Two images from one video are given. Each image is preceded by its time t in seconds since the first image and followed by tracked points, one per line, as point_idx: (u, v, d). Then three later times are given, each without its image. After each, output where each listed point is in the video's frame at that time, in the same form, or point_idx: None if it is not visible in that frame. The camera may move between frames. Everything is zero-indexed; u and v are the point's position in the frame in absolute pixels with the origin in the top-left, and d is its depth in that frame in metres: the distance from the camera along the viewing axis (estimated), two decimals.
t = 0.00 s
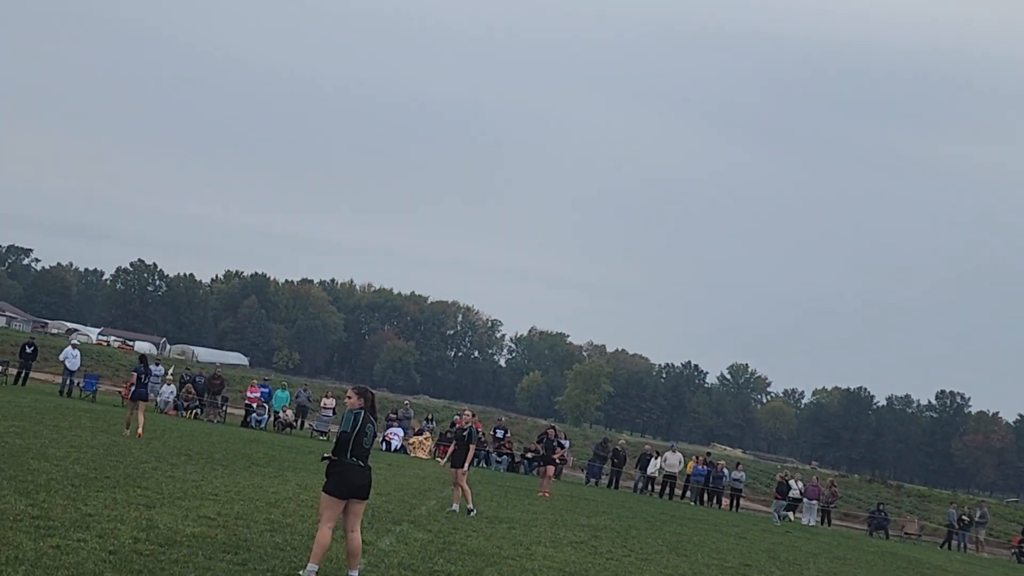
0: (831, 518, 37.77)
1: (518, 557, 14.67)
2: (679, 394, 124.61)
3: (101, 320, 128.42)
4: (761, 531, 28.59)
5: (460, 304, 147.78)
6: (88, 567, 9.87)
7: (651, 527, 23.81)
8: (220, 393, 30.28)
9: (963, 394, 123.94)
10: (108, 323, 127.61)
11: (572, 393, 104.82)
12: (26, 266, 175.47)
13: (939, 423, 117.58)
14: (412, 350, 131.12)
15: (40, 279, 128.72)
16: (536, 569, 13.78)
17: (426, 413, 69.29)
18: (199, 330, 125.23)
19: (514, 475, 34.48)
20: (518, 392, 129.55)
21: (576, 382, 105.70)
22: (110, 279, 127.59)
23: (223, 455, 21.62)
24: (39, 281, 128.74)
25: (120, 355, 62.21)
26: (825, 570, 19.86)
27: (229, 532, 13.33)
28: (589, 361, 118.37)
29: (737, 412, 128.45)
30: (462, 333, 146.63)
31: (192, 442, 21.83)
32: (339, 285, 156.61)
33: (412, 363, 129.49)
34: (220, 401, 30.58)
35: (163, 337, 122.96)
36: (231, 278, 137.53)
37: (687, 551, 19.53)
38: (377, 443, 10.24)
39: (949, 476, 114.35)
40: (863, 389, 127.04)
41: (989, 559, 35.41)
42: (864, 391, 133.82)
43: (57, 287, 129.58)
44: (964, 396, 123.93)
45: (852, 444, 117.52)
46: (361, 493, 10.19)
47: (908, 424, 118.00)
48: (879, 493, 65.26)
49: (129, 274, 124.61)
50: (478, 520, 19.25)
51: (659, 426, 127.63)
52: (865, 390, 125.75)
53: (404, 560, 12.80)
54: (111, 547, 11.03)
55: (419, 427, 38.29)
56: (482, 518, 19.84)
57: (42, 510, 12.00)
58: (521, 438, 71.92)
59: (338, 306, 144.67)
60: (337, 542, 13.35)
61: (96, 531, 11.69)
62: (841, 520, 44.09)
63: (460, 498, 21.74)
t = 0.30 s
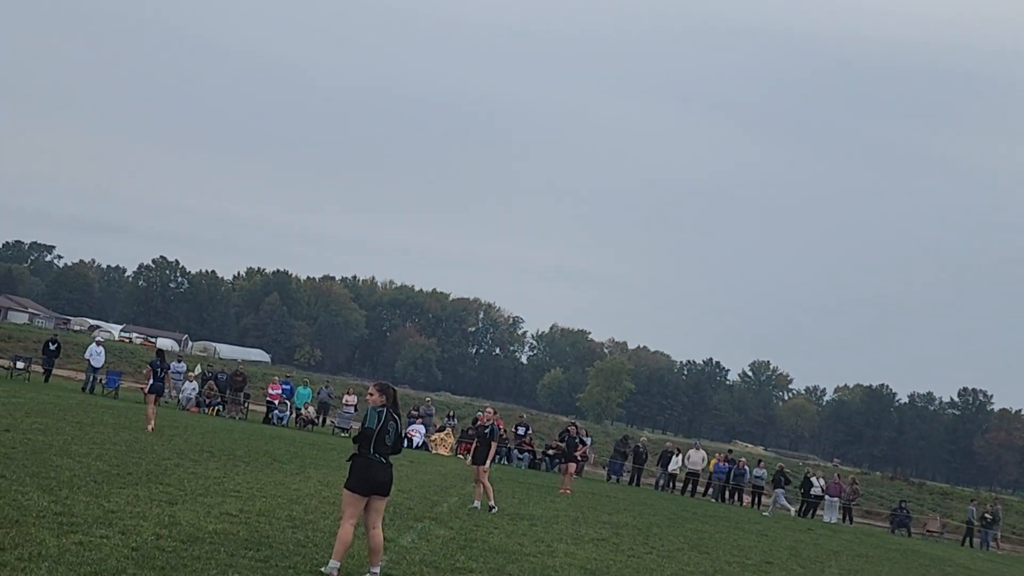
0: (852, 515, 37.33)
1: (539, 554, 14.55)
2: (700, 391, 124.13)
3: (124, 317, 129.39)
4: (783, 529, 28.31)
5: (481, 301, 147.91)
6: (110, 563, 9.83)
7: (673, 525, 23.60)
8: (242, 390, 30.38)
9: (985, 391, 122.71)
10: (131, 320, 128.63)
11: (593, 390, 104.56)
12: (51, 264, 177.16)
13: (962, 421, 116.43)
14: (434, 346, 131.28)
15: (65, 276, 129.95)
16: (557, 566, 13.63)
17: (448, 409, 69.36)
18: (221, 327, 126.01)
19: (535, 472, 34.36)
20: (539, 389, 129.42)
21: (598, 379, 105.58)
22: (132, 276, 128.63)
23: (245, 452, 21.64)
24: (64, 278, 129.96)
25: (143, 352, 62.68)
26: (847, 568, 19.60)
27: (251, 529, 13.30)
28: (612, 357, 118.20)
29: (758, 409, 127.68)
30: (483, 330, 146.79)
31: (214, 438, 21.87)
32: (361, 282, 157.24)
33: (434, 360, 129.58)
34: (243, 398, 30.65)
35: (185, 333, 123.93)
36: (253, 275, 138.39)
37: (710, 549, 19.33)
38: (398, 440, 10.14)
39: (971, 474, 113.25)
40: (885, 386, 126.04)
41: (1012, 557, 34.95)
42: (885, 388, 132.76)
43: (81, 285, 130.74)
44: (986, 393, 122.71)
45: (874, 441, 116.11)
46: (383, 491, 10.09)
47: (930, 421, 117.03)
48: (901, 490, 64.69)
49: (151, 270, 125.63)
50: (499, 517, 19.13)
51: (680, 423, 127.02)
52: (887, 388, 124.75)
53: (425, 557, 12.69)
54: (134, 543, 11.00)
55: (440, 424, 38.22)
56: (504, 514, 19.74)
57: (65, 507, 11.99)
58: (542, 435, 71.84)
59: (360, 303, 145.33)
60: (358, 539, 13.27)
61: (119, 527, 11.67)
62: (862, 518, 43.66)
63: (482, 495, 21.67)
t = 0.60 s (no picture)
0: (869, 511, 37.04)
1: (555, 550, 14.49)
2: (717, 386, 123.68)
3: (140, 313, 129.99)
4: (800, 525, 28.14)
5: (498, 297, 148.06)
6: (127, 559, 9.81)
7: (690, 520, 23.52)
8: (259, 386, 30.44)
9: (1003, 387, 121.62)
10: (147, 316, 129.21)
11: (609, 386, 104.37)
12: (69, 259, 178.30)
13: (980, 417, 115.45)
14: (450, 342, 131.32)
15: (82, 271, 130.74)
16: (574, 561, 13.61)
17: (464, 405, 69.44)
18: (237, 322, 126.52)
19: (552, 468, 34.30)
20: (556, 385, 129.20)
21: (614, 375, 105.39)
22: (149, 272, 129.18)
23: (261, 447, 21.67)
24: (82, 275, 130.66)
25: (160, 348, 62.98)
26: (864, 563, 19.44)
27: (267, 523, 13.29)
28: (629, 353, 117.92)
29: (775, 405, 127.23)
30: (500, 326, 146.91)
31: (230, 434, 21.91)
32: (377, 278, 157.64)
33: (450, 356, 129.58)
34: (259, 393, 30.73)
35: (202, 329, 124.50)
36: (270, 271, 138.86)
37: (726, 544, 19.22)
38: (413, 434, 10.09)
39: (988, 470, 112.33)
40: (902, 382, 125.15)
41: None
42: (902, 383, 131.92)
43: (99, 281, 131.45)
44: (1004, 388, 121.65)
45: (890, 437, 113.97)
46: (398, 486, 10.05)
47: (947, 417, 116.32)
48: (919, 486, 64.26)
49: (168, 266, 126.24)
50: (516, 512, 19.10)
51: (697, 419, 126.39)
52: (904, 383, 124.05)
53: (442, 552, 12.66)
54: (152, 539, 11.00)
55: (457, 420, 38.20)
56: (520, 510, 19.66)
57: (82, 502, 12.00)
58: (558, 430, 71.84)
59: (376, 299, 145.88)
60: (375, 534, 13.23)
61: (136, 523, 11.67)
62: (880, 514, 43.30)
63: (498, 490, 21.60)
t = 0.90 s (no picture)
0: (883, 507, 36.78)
1: (568, 547, 14.42)
2: (730, 382, 123.23)
3: (154, 310, 130.43)
4: (813, 521, 28.00)
5: (510, 294, 148.23)
6: (140, 556, 9.81)
7: (703, 517, 23.41)
8: (272, 383, 30.49)
9: (1018, 383, 121.01)
10: (160, 313, 129.94)
11: (622, 383, 104.21)
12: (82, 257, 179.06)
13: (994, 413, 114.84)
14: (463, 339, 131.38)
15: (96, 269, 131.18)
16: (587, 557, 13.56)
17: (477, 402, 69.44)
18: (250, 320, 126.88)
19: (564, 464, 34.22)
20: (569, 382, 129.03)
21: (627, 372, 105.15)
22: (163, 270, 129.53)
23: (274, 444, 21.65)
24: (95, 272, 131.09)
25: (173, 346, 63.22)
26: (877, 560, 19.31)
27: (280, 521, 13.28)
28: (642, 350, 117.62)
29: (788, 402, 126.85)
30: (513, 322, 147.02)
31: (243, 431, 21.92)
32: (390, 275, 158.01)
33: (463, 352, 129.58)
34: (273, 390, 30.78)
35: (215, 326, 125.44)
36: (283, 268, 139.16)
37: (740, 541, 19.12)
38: (423, 430, 10.05)
39: (1003, 466, 111.69)
40: (916, 378, 124.56)
41: None
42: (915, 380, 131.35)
43: (113, 279, 131.92)
44: (1018, 384, 121.01)
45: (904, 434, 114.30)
46: (410, 482, 10.02)
47: (960, 413, 115.76)
48: (933, 482, 63.93)
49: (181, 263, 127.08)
50: (529, 509, 19.05)
51: (710, 416, 125.95)
52: (917, 379, 123.41)
53: (455, 549, 12.64)
54: (164, 536, 11.00)
55: (470, 417, 38.15)
56: (533, 507, 19.60)
57: (95, 499, 12.02)
58: (570, 427, 71.79)
59: (389, 296, 146.32)
60: (388, 531, 13.20)
61: (149, 520, 11.68)
62: (894, 511, 43.06)
63: (511, 487, 21.56)
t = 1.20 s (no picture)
0: (893, 504, 36.52)
1: (578, 544, 14.37)
2: (740, 380, 123.02)
3: (164, 308, 130.57)
4: (824, 518, 27.90)
5: (520, 292, 148.63)
6: (150, 554, 9.81)
7: (713, 514, 23.32)
8: (282, 381, 30.53)
9: None
10: (170, 312, 129.07)
11: (632, 380, 104.07)
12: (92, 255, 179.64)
13: (1005, 410, 114.36)
14: (472, 337, 131.39)
15: (106, 267, 131.50)
16: (596, 555, 13.52)
17: (486, 400, 69.45)
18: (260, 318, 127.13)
19: (574, 462, 34.18)
20: (578, 379, 128.83)
21: (637, 369, 104.99)
22: (172, 268, 129.68)
23: (284, 442, 21.70)
24: (105, 271, 131.41)
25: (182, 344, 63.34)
26: (889, 557, 19.21)
27: (290, 518, 13.28)
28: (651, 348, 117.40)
29: (798, 398, 126.55)
30: (522, 321, 147.24)
31: (253, 429, 21.97)
32: (399, 272, 158.60)
33: (473, 350, 129.49)
34: (282, 388, 30.83)
35: (225, 324, 124.09)
36: (293, 266, 139.46)
37: (750, 538, 19.04)
38: (432, 430, 10.02)
39: (1014, 463, 111.13)
40: (926, 375, 124.21)
41: None
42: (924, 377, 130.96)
43: (123, 277, 132.25)
44: None
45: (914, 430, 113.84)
46: (420, 480, 9.99)
47: (971, 411, 115.28)
48: (943, 479, 63.67)
49: (191, 262, 126.20)
50: (539, 506, 19.03)
51: (720, 413, 125.55)
52: (927, 377, 123.03)
53: (464, 546, 12.62)
54: (174, 533, 11.01)
55: (480, 415, 38.15)
56: (542, 505, 19.55)
57: (106, 497, 12.05)
58: (580, 425, 71.79)
59: (399, 294, 146.94)
60: (398, 528, 13.18)
61: (159, 518, 11.71)
62: (905, 507, 42.89)
63: (521, 485, 21.52)
